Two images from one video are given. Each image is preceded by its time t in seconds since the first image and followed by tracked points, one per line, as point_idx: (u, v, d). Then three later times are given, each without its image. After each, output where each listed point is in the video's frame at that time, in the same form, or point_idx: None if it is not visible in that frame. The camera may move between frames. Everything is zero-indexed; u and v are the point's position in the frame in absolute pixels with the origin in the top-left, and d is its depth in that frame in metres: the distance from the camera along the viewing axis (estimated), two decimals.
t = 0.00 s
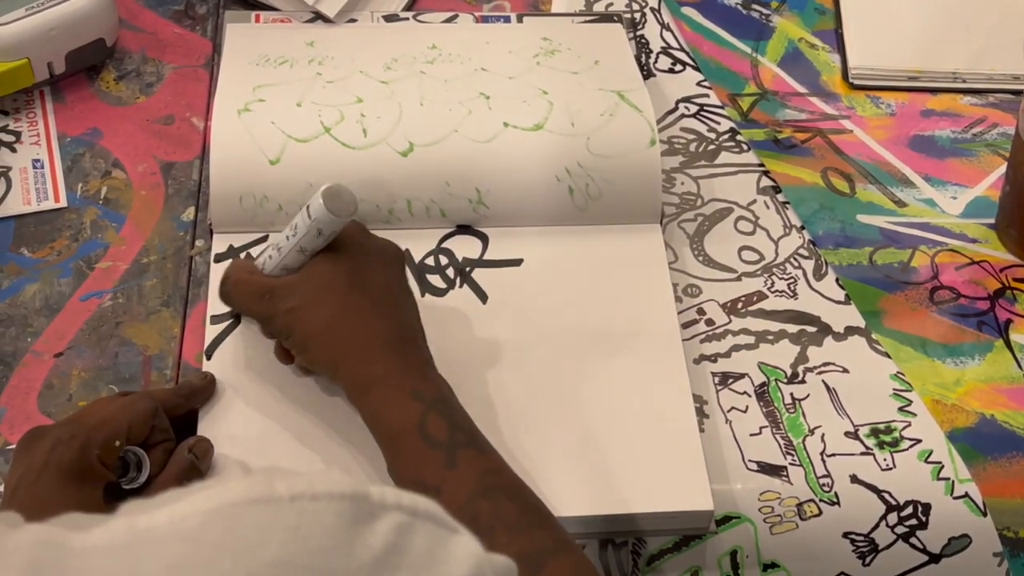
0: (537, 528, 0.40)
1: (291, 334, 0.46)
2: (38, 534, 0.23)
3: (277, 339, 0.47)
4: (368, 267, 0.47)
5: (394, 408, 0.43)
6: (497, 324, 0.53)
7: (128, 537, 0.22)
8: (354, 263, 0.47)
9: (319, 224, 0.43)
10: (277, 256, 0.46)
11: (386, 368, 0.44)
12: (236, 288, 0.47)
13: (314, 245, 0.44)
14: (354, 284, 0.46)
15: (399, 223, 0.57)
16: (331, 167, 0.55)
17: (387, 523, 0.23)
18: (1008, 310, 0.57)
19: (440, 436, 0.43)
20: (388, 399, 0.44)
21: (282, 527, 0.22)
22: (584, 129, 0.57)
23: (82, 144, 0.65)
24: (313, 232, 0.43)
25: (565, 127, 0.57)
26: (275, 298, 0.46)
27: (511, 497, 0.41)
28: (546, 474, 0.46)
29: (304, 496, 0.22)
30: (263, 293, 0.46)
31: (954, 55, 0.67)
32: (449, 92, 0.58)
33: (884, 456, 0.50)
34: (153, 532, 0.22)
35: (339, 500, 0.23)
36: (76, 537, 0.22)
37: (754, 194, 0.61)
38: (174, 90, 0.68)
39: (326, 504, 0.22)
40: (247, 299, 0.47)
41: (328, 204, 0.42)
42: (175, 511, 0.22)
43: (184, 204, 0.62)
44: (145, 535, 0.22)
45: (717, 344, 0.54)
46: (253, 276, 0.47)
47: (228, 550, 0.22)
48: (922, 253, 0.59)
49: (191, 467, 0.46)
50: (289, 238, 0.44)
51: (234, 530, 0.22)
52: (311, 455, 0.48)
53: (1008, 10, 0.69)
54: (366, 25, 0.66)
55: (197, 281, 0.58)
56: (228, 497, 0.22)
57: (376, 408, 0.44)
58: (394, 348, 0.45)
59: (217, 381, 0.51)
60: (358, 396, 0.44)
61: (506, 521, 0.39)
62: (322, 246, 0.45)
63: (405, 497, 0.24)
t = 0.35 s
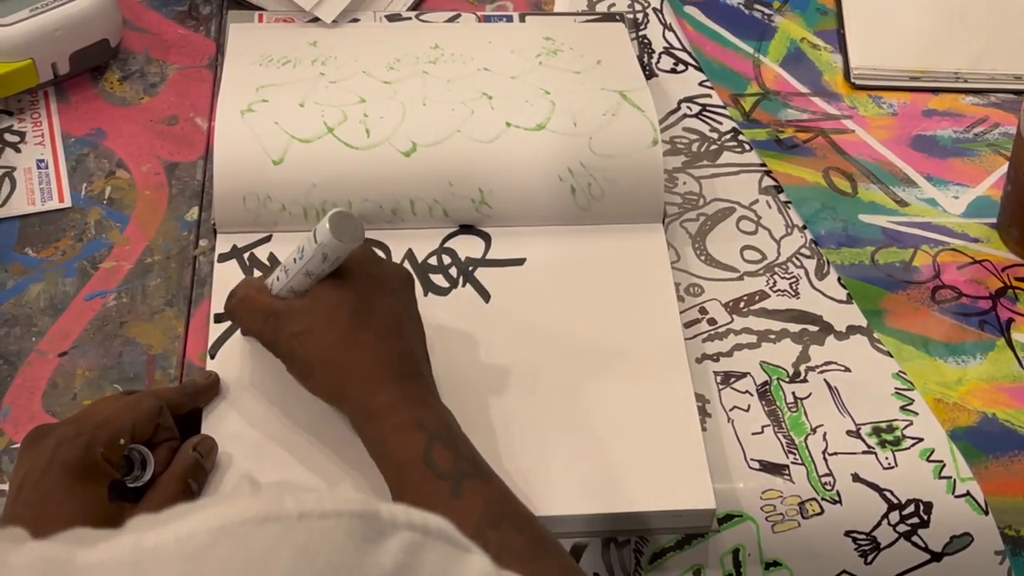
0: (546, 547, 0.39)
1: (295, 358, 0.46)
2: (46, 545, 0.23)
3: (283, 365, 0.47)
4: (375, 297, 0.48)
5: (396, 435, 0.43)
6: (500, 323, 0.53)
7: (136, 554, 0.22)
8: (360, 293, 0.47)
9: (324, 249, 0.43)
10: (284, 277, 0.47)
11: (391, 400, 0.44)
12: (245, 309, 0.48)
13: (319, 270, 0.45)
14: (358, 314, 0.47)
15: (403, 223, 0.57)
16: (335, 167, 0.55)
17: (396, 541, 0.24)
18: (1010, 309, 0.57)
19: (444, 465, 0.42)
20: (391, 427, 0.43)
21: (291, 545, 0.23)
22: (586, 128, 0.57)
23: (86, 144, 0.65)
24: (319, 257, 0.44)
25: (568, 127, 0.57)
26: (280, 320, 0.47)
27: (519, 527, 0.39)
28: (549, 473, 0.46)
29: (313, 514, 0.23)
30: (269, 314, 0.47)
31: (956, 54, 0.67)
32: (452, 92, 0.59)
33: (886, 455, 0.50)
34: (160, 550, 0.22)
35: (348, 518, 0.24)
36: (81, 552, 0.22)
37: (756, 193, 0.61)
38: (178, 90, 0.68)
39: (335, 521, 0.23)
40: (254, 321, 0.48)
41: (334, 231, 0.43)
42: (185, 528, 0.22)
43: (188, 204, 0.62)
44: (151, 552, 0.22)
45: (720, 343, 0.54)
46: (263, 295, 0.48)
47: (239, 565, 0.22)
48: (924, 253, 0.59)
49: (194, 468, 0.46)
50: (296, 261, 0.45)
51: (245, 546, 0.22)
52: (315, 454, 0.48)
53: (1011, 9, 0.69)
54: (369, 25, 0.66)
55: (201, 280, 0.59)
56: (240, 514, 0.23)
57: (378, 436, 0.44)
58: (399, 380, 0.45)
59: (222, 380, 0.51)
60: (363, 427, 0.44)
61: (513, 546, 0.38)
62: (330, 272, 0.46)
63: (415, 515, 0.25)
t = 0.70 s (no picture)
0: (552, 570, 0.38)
1: (325, 391, 0.43)
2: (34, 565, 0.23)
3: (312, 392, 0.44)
4: (414, 334, 0.45)
5: (426, 482, 0.41)
6: (501, 320, 0.53)
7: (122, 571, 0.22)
8: (399, 328, 0.44)
9: (362, 286, 0.41)
10: (314, 301, 0.44)
11: (423, 441, 0.42)
12: (276, 329, 0.44)
13: (354, 303, 0.43)
14: (397, 347, 0.44)
15: (405, 221, 0.57)
16: (337, 164, 0.55)
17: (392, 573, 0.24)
18: (1010, 306, 0.57)
19: (472, 511, 0.40)
20: (422, 472, 0.41)
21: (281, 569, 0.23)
22: (588, 126, 0.57)
23: (90, 143, 0.65)
24: (356, 292, 0.41)
25: (569, 125, 0.57)
26: (317, 348, 0.43)
27: None
28: (550, 469, 0.47)
29: (306, 541, 0.23)
30: (304, 341, 0.44)
31: (957, 53, 0.68)
32: (454, 92, 0.59)
33: (886, 451, 0.50)
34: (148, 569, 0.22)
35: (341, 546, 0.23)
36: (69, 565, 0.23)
37: (757, 191, 0.61)
38: (182, 89, 0.68)
39: (328, 550, 0.23)
40: (285, 345, 0.44)
41: (374, 269, 0.40)
42: (174, 548, 0.22)
43: (191, 202, 0.62)
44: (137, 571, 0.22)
45: (721, 340, 0.54)
46: (296, 316, 0.44)
47: None
48: (925, 250, 0.59)
49: (198, 465, 0.46)
50: (330, 291, 0.43)
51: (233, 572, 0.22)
52: (317, 449, 0.49)
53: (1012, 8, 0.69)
54: (371, 25, 0.66)
55: (204, 278, 0.59)
56: (231, 537, 0.22)
57: (408, 479, 0.41)
58: (434, 419, 0.42)
59: (224, 377, 0.52)
60: (390, 465, 0.42)
61: None
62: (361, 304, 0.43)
63: (415, 550, 0.24)
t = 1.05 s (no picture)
0: (531, 521, 0.41)
1: (316, 350, 0.46)
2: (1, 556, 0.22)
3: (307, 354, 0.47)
4: (400, 295, 0.47)
5: (409, 429, 0.43)
6: (500, 319, 0.54)
7: (97, 560, 0.21)
8: (382, 284, 0.47)
9: (347, 246, 0.43)
10: (308, 268, 0.46)
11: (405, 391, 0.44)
12: (267, 299, 0.48)
13: (343, 265, 0.45)
14: (380, 303, 0.46)
15: (404, 220, 0.57)
16: (336, 165, 0.56)
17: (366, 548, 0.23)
18: (1007, 305, 0.57)
19: (453, 457, 0.42)
20: (405, 419, 0.44)
21: (255, 550, 0.22)
22: (586, 126, 0.57)
23: (91, 143, 0.65)
24: (343, 253, 0.44)
25: (568, 125, 0.57)
26: (304, 311, 0.46)
27: (522, 522, 0.40)
28: (548, 467, 0.47)
29: (279, 519, 0.22)
30: (292, 307, 0.47)
31: (954, 53, 0.68)
32: (454, 92, 0.59)
33: (883, 449, 0.50)
34: (120, 556, 0.21)
35: (316, 524, 0.22)
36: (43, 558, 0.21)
37: (755, 191, 0.62)
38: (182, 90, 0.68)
39: (302, 527, 0.22)
40: (274, 313, 0.47)
41: (356, 227, 0.42)
42: (146, 532, 0.21)
43: (191, 202, 0.63)
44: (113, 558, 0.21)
45: (719, 339, 0.55)
46: (288, 286, 0.47)
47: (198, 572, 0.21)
48: (922, 249, 0.59)
49: (197, 461, 0.46)
50: (321, 256, 0.45)
51: (205, 552, 0.21)
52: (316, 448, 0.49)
53: (1011, 8, 0.69)
54: (371, 26, 0.66)
55: (204, 277, 0.59)
56: (204, 519, 0.21)
57: (393, 427, 0.44)
58: (416, 371, 0.45)
59: (224, 377, 0.52)
60: (376, 416, 0.45)
61: (515, 546, 0.39)
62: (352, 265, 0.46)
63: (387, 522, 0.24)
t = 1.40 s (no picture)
0: (562, 514, 0.41)
1: (352, 342, 0.46)
2: None
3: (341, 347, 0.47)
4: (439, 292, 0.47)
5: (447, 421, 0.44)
6: (498, 317, 0.54)
7: (101, 548, 0.19)
8: (419, 277, 0.47)
9: (383, 235, 0.43)
10: (340, 263, 0.46)
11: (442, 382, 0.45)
12: (302, 292, 0.47)
13: (377, 256, 0.45)
14: (417, 296, 0.46)
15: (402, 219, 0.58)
16: (334, 163, 0.56)
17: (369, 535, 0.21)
18: (1004, 303, 0.57)
19: (490, 449, 0.43)
20: (443, 411, 0.44)
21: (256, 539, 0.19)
22: (584, 125, 0.57)
23: (91, 142, 0.65)
24: (378, 242, 0.44)
25: (566, 124, 0.57)
26: (339, 305, 0.46)
27: (555, 518, 0.41)
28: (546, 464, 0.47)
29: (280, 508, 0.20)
30: (327, 300, 0.46)
31: (952, 52, 0.68)
32: (452, 92, 0.59)
33: (880, 446, 0.50)
34: (123, 543, 0.19)
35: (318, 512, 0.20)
36: (44, 543, 0.19)
37: (753, 189, 0.62)
38: (181, 89, 0.68)
39: (303, 517, 0.20)
40: (308, 307, 0.47)
41: (393, 214, 0.42)
42: (150, 519, 0.19)
43: (191, 201, 0.63)
44: (116, 545, 0.19)
45: (716, 337, 0.55)
46: (320, 282, 0.47)
47: (203, 564, 0.19)
48: (920, 247, 0.59)
49: (196, 459, 0.46)
50: (353, 248, 0.45)
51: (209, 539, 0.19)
52: (314, 445, 0.49)
53: (1009, 8, 0.69)
54: (370, 26, 0.67)
55: (203, 276, 0.59)
56: (207, 507, 0.19)
57: (430, 418, 0.44)
58: (452, 362, 0.45)
59: (223, 375, 0.52)
60: (412, 408, 0.45)
61: (547, 541, 0.39)
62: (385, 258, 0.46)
63: (390, 511, 0.21)
